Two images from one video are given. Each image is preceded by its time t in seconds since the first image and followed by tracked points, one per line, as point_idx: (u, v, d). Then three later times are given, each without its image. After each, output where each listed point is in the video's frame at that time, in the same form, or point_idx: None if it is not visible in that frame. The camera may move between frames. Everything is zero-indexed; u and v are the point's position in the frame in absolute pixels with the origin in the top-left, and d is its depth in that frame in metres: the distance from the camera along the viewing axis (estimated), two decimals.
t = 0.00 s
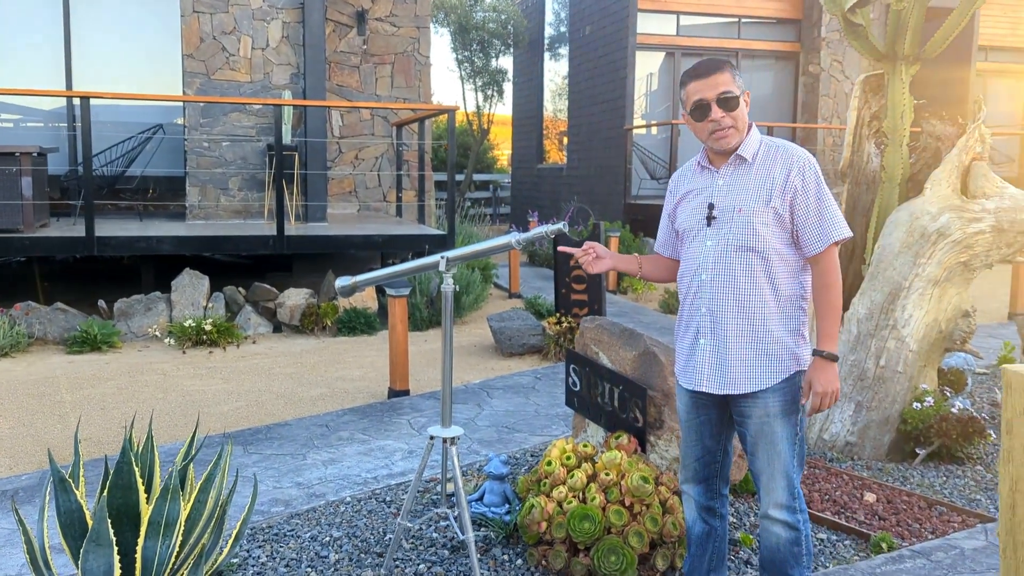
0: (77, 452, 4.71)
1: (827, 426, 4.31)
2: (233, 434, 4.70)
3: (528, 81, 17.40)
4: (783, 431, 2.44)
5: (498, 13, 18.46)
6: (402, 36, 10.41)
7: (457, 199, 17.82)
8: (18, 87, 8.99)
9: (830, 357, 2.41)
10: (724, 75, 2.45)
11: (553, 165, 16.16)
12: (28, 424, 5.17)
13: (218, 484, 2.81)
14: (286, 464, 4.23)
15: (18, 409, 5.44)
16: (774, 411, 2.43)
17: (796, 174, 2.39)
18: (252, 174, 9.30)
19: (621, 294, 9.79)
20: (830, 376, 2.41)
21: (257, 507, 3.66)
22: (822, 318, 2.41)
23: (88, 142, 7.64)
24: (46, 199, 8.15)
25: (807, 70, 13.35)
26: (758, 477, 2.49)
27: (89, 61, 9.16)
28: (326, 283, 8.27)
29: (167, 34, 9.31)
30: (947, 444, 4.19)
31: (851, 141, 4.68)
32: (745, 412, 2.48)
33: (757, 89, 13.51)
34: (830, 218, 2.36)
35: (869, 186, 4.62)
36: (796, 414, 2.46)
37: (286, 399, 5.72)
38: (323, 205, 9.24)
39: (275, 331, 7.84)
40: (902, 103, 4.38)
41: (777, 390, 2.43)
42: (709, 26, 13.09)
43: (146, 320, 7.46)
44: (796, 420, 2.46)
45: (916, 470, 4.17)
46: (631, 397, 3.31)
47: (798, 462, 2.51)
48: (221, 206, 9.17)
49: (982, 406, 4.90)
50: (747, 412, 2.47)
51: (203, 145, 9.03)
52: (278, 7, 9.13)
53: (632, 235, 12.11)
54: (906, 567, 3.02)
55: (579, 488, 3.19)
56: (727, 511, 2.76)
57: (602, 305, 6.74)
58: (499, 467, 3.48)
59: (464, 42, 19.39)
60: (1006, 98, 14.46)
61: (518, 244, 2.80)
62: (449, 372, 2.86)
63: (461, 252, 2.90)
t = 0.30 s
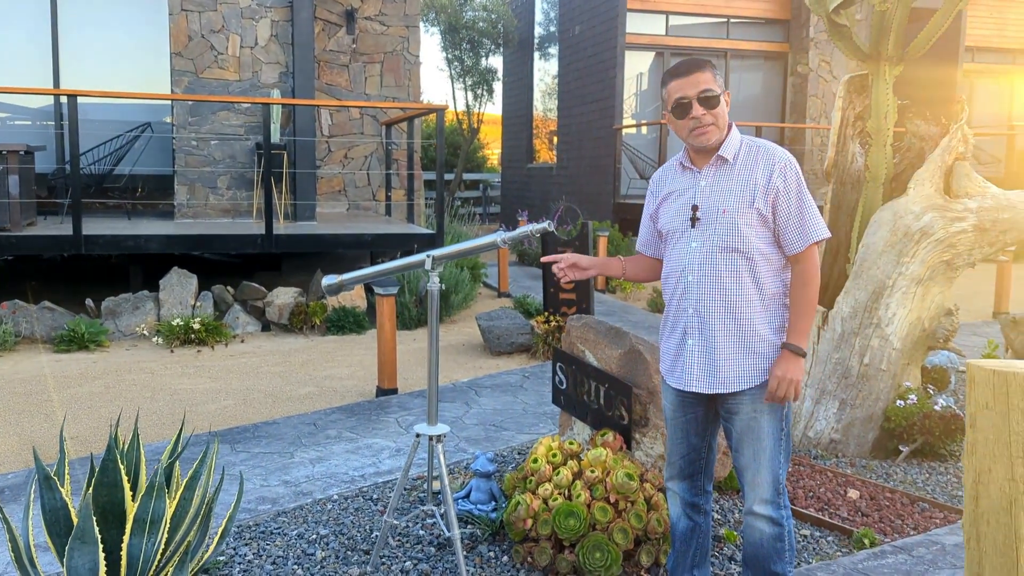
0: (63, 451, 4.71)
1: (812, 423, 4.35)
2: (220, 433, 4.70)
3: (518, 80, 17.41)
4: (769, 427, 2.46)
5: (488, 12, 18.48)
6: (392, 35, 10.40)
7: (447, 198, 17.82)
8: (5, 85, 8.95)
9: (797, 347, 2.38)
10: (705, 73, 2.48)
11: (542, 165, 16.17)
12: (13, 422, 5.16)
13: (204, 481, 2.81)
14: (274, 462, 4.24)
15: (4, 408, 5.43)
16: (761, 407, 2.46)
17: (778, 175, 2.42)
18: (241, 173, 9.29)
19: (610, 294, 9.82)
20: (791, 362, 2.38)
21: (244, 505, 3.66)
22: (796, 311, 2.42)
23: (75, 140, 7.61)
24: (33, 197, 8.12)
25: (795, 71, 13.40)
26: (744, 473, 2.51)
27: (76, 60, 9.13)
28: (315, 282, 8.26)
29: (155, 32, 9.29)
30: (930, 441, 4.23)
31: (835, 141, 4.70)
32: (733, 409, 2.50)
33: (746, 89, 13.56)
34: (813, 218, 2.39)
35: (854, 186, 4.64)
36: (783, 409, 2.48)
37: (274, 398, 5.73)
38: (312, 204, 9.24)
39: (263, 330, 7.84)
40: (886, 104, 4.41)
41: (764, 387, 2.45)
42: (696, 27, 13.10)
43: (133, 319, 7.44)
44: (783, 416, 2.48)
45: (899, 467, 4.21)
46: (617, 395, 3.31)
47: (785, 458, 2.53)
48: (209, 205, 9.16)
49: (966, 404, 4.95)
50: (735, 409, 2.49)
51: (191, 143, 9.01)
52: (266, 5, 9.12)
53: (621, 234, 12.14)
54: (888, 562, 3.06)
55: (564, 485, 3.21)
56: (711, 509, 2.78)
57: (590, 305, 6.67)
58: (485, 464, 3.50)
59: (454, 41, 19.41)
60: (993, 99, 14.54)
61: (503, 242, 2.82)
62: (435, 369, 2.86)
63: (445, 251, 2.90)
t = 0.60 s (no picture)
0: (51, 450, 4.70)
1: (798, 422, 4.39)
2: (209, 432, 4.70)
3: (508, 80, 17.42)
4: (754, 423, 2.48)
5: (479, 12, 18.49)
6: (382, 34, 10.40)
7: (438, 198, 17.82)
8: None
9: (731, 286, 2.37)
10: (684, 77, 2.48)
11: (533, 165, 16.18)
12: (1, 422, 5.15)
13: (192, 480, 2.82)
14: (262, 461, 4.24)
15: None
16: (746, 404, 2.48)
17: (758, 174, 2.45)
18: (230, 173, 9.27)
19: (600, 293, 9.84)
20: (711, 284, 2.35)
21: (232, 504, 3.67)
22: (756, 268, 2.43)
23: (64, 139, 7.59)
24: (21, 197, 8.09)
25: (785, 71, 13.45)
26: (728, 469, 2.54)
27: (66, 58, 9.10)
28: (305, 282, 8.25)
29: (145, 31, 9.27)
30: (914, 439, 4.28)
31: (822, 142, 4.71)
32: (718, 406, 2.52)
33: (737, 90, 13.60)
34: (794, 215, 2.42)
35: (841, 186, 4.66)
36: (767, 406, 2.51)
37: (263, 398, 5.73)
38: (302, 204, 9.24)
39: (253, 329, 7.84)
40: (871, 105, 4.44)
41: (749, 384, 2.48)
42: (687, 27, 13.15)
43: (123, 319, 7.43)
44: (767, 412, 2.51)
45: (884, 465, 4.26)
46: (605, 393, 3.30)
47: (770, 454, 2.55)
48: (198, 205, 9.14)
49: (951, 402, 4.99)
50: (720, 407, 2.51)
51: (181, 143, 9.00)
52: (256, 5, 9.11)
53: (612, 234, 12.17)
54: (872, 559, 3.08)
55: (551, 483, 3.22)
56: (695, 506, 2.80)
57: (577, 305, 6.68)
58: (473, 463, 3.51)
59: (445, 41, 19.40)
60: (981, 100, 14.61)
61: (490, 242, 2.83)
62: (422, 367, 2.87)
63: (433, 250, 2.91)
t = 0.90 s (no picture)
0: (42, 449, 4.70)
1: (788, 421, 4.43)
2: (201, 432, 4.71)
3: (501, 80, 17.43)
4: (741, 421, 2.51)
5: (471, 12, 18.50)
6: (374, 34, 10.39)
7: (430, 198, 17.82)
8: None
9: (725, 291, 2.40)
10: (670, 78, 2.50)
11: (525, 165, 16.20)
12: None
13: (183, 479, 2.84)
14: (254, 460, 4.25)
15: None
16: (733, 402, 2.50)
17: (744, 174, 2.47)
18: (222, 173, 9.26)
19: (591, 293, 9.87)
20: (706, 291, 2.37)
21: (223, 503, 3.67)
22: (746, 270, 2.45)
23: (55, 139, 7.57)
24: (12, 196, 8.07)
25: (776, 72, 13.49)
26: (716, 467, 2.55)
27: (57, 58, 9.08)
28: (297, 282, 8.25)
29: (136, 31, 9.25)
30: (902, 438, 4.31)
31: (811, 142, 4.73)
32: (705, 405, 2.54)
33: (728, 90, 13.64)
34: (780, 215, 2.45)
35: (830, 186, 4.68)
36: (754, 404, 2.53)
37: (255, 397, 5.73)
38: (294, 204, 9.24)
39: (245, 329, 7.84)
40: (860, 106, 4.47)
41: (737, 382, 2.50)
42: (678, 28, 13.18)
43: (114, 319, 7.41)
44: (754, 411, 2.53)
45: (873, 463, 4.29)
46: (594, 392, 3.33)
47: (756, 452, 2.57)
48: (190, 205, 9.13)
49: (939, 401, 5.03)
50: (708, 405, 2.53)
51: (172, 143, 8.99)
52: (248, 5, 9.10)
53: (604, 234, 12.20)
54: (860, 556, 3.11)
55: (541, 482, 3.24)
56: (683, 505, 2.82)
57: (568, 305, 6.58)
58: (463, 462, 3.52)
59: (437, 41, 19.41)
60: (971, 100, 14.68)
61: (480, 241, 2.85)
62: (413, 366, 2.88)
63: (423, 250, 2.92)
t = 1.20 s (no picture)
0: (35, 449, 4.69)
1: (780, 421, 4.45)
2: (195, 432, 4.70)
3: (494, 80, 17.43)
4: (734, 420, 2.52)
5: (464, 13, 18.51)
6: (368, 34, 10.39)
7: (424, 198, 17.83)
8: None
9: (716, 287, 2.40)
10: (665, 79, 2.51)
11: (519, 165, 16.21)
12: None
13: (177, 479, 2.84)
14: (247, 460, 4.25)
15: None
16: (727, 401, 2.51)
17: (740, 175, 2.48)
18: (215, 172, 9.25)
19: (585, 293, 9.88)
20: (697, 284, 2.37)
21: (217, 503, 3.67)
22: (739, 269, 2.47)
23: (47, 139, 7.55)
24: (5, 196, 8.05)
25: (769, 73, 13.53)
26: (709, 466, 2.56)
27: (49, 57, 9.05)
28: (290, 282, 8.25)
29: (129, 31, 9.23)
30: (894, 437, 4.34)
31: (804, 143, 4.75)
32: (698, 405, 2.56)
33: (721, 91, 13.67)
34: (774, 216, 2.47)
35: (822, 187, 4.70)
36: (746, 403, 2.54)
37: (249, 397, 5.73)
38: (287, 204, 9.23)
39: (238, 329, 7.83)
40: (852, 106, 4.49)
41: (729, 381, 2.51)
42: (672, 29, 13.21)
43: (107, 319, 7.41)
44: (747, 410, 2.54)
45: (865, 463, 4.32)
46: (588, 392, 3.33)
47: (749, 451, 2.58)
48: (183, 205, 9.11)
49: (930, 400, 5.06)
50: (701, 404, 2.55)
51: (165, 143, 8.97)
52: (241, 5, 9.09)
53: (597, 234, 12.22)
54: (852, 555, 3.12)
55: (535, 481, 3.25)
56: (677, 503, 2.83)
57: (563, 305, 6.74)
58: (457, 461, 3.53)
59: (431, 41, 19.42)
60: (963, 102, 14.74)
61: (474, 241, 2.85)
62: (407, 365, 2.89)
63: (417, 250, 2.92)
